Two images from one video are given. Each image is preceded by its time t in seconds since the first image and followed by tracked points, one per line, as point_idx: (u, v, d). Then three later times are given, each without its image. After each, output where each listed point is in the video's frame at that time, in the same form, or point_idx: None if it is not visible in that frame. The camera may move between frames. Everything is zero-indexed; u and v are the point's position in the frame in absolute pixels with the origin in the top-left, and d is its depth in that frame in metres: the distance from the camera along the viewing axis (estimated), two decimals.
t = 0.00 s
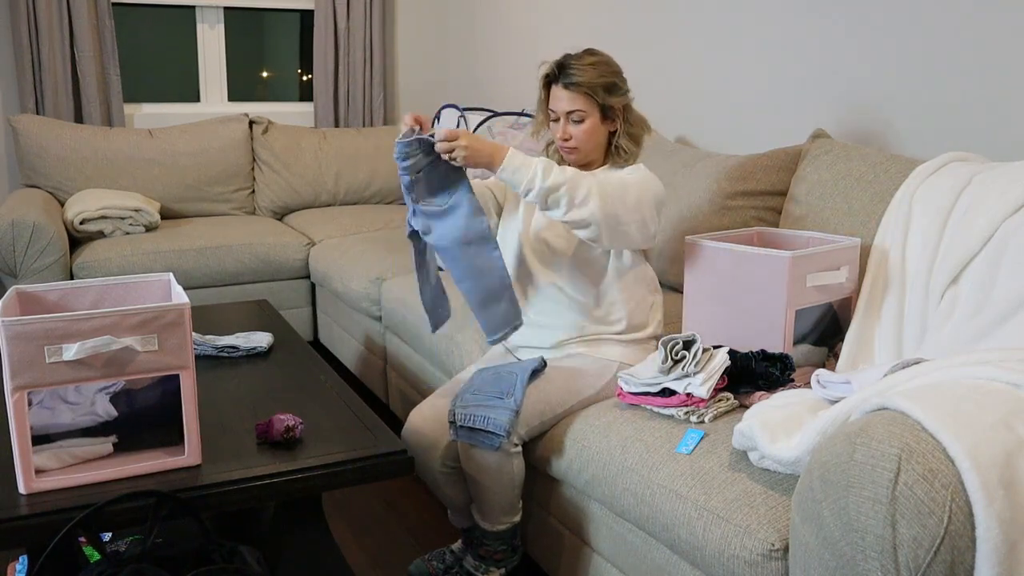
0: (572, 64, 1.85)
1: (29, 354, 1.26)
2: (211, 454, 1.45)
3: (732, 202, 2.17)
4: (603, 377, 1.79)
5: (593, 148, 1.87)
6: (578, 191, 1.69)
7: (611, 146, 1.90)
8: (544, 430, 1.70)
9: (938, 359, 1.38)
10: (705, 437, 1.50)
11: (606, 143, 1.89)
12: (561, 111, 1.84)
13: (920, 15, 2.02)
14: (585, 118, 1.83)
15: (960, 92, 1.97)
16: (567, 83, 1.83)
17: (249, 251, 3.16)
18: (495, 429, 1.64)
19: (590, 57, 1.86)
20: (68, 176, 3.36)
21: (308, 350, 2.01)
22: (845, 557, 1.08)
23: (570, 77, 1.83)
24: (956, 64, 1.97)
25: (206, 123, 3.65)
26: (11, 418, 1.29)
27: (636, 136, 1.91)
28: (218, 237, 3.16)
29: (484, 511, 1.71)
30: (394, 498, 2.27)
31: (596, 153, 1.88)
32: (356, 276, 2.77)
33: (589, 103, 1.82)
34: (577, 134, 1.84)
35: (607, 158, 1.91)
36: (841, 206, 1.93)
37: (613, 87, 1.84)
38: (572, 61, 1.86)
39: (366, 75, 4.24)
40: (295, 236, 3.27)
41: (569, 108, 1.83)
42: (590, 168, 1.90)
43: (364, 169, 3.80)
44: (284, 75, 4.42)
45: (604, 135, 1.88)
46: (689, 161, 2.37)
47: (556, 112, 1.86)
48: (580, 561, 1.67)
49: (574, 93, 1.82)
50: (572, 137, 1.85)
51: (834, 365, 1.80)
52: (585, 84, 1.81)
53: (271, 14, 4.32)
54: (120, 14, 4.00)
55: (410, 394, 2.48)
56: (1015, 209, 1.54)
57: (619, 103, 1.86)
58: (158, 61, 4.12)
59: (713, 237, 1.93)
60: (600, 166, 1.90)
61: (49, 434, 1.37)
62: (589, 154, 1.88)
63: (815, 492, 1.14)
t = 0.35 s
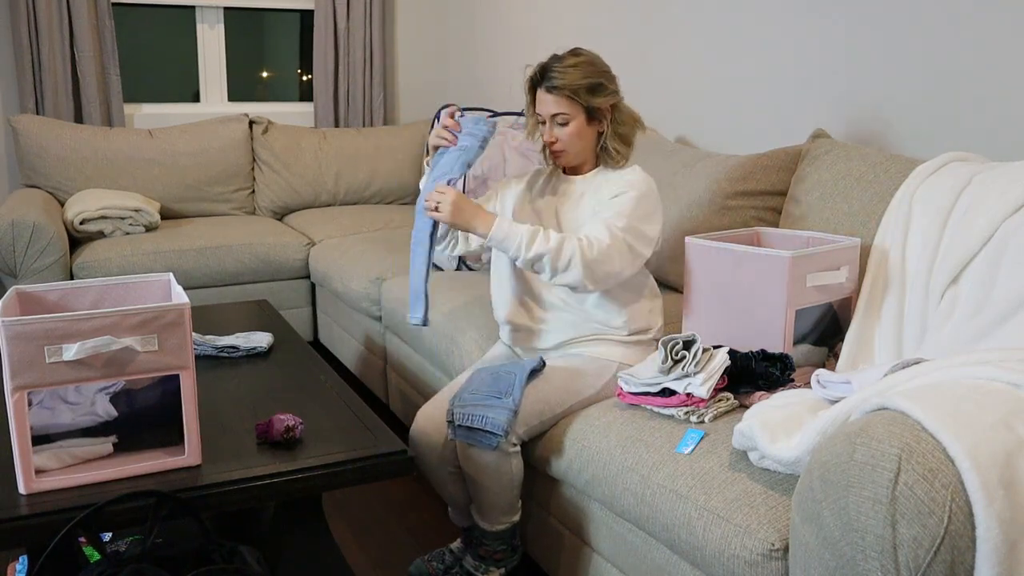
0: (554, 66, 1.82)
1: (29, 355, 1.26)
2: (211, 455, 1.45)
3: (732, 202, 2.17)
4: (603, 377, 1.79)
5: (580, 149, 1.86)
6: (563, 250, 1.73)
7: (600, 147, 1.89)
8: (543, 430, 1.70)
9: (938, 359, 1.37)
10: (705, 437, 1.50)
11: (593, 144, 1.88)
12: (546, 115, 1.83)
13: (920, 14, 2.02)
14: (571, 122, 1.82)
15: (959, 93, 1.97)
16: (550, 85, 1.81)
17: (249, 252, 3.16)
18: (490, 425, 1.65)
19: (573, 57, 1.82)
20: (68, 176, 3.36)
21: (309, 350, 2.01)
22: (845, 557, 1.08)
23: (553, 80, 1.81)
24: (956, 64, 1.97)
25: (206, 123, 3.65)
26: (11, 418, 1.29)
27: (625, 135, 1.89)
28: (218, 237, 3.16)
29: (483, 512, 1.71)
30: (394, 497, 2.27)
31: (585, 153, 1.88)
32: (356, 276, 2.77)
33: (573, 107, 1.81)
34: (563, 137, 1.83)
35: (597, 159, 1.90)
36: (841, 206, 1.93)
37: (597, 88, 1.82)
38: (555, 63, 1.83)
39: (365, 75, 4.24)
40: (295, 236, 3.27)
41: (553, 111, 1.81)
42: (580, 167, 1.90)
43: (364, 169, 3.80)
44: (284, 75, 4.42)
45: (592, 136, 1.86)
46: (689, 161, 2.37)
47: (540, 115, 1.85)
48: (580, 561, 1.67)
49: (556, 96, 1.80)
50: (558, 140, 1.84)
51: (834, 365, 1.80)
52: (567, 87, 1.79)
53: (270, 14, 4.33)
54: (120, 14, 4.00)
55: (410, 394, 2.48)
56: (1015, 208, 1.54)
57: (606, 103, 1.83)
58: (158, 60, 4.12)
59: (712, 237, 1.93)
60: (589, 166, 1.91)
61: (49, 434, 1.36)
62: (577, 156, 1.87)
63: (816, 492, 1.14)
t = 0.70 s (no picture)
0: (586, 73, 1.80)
1: (30, 355, 1.26)
2: (211, 455, 1.45)
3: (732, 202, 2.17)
4: (602, 377, 1.79)
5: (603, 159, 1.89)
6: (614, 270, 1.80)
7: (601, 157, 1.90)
8: (543, 430, 1.70)
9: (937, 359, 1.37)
10: (705, 437, 1.50)
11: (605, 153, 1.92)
12: (571, 121, 1.80)
13: (920, 14, 2.02)
14: (593, 132, 1.81)
15: (959, 93, 1.97)
16: (596, 97, 1.80)
17: (249, 252, 3.16)
18: (484, 425, 1.65)
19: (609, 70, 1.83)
20: (68, 176, 3.36)
21: (309, 350, 2.01)
22: (845, 557, 1.08)
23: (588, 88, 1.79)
24: (956, 64, 1.97)
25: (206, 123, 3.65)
26: (11, 418, 1.29)
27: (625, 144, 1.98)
28: (218, 237, 3.16)
29: (483, 511, 1.71)
30: (394, 498, 2.27)
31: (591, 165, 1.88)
32: (356, 276, 2.77)
33: (598, 117, 1.80)
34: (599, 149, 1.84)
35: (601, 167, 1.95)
36: (841, 206, 1.93)
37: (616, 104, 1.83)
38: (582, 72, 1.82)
39: (365, 75, 4.24)
40: (295, 236, 3.28)
41: (599, 123, 1.81)
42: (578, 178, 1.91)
43: (364, 169, 3.80)
44: (284, 75, 4.42)
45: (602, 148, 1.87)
46: (689, 161, 2.37)
47: (577, 125, 1.81)
48: (580, 561, 1.67)
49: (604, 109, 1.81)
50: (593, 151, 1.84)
51: (834, 365, 1.79)
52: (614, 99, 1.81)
53: (270, 14, 4.33)
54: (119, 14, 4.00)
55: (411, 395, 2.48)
56: (1015, 208, 1.54)
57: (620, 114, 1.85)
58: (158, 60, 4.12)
59: (712, 237, 1.94)
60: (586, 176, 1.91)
61: (48, 434, 1.36)
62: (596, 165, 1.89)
63: (815, 492, 1.15)
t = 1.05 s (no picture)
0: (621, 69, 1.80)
1: (30, 354, 1.26)
2: (211, 455, 1.45)
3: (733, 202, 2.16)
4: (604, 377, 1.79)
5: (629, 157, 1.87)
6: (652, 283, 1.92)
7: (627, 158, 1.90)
8: (543, 430, 1.70)
9: (938, 359, 1.37)
10: (704, 437, 1.50)
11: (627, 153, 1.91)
12: (609, 117, 1.78)
13: (920, 14, 2.02)
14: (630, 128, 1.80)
15: (959, 93, 1.97)
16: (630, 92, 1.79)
17: (249, 252, 3.16)
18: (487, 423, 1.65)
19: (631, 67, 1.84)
20: (68, 176, 3.36)
21: (309, 350, 2.01)
22: (845, 557, 1.08)
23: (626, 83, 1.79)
24: (955, 64, 1.97)
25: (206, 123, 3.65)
26: (11, 418, 1.29)
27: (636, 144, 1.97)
28: (218, 237, 3.16)
29: (482, 509, 1.71)
30: (395, 497, 2.27)
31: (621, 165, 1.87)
32: (356, 276, 2.78)
33: (634, 112, 1.80)
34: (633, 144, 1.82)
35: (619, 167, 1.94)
36: (841, 206, 1.93)
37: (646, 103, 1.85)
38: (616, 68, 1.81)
39: (365, 75, 4.24)
40: (295, 236, 3.28)
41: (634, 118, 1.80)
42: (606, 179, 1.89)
43: (364, 169, 3.80)
44: (284, 75, 4.42)
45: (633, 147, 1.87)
46: (689, 161, 2.37)
47: (614, 121, 1.79)
48: (580, 561, 1.67)
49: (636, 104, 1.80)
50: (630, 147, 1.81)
51: (834, 365, 1.79)
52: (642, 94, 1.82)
53: (270, 14, 4.33)
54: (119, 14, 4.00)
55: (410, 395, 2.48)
56: (1016, 208, 1.54)
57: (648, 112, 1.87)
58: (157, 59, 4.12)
59: (718, 237, 1.95)
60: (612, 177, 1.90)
61: (48, 434, 1.36)
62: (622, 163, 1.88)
63: (815, 492, 1.15)
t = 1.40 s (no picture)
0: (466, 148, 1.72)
1: (29, 354, 1.26)
2: (211, 454, 1.45)
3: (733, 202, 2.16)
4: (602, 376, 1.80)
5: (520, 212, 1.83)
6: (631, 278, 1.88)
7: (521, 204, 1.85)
8: (537, 428, 1.71)
9: (938, 359, 1.37)
10: (704, 437, 1.50)
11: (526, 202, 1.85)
12: (471, 195, 1.75)
13: (920, 14, 2.02)
14: (497, 199, 1.76)
15: (959, 92, 1.97)
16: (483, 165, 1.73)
17: (249, 252, 3.16)
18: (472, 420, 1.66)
19: (495, 124, 1.76)
20: (68, 176, 3.36)
21: (309, 350, 2.01)
22: (845, 557, 1.08)
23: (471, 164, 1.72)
24: (956, 64, 1.97)
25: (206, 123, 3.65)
26: (11, 418, 1.29)
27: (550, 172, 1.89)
28: (218, 237, 3.16)
29: (478, 507, 1.71)
30: (395, 497, 2.27)
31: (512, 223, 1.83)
32: (356, 276, 2.77)
33: (497, 182, 1.74)
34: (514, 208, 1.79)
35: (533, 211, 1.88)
36: (841, 206, 1.93)
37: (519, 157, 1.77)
38: (464, 145, 1.73)
39: (365, 75, 4.24)
40: (295, 236, 3.28)
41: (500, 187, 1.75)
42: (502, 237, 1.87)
43: (364, 170, 3.80)
44: (284, 75, 4.42)
45: (520, 203, 1.82)
46: (689, 161, 2.37)
47: (477, 197, 1.75)
48: (580, 561, 1.67)
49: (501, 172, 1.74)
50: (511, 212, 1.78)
51: (834, 365, 1.79)
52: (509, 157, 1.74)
53: (271, 14, 4.33)
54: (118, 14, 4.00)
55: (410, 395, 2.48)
56: (1016, 208, 1.53)
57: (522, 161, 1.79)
58: (157, 59, 4.12)
59: (716, 237, 1.95)
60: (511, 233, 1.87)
61: (48, 434, 1.36)
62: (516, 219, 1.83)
63: (815, 492, 1.14)
